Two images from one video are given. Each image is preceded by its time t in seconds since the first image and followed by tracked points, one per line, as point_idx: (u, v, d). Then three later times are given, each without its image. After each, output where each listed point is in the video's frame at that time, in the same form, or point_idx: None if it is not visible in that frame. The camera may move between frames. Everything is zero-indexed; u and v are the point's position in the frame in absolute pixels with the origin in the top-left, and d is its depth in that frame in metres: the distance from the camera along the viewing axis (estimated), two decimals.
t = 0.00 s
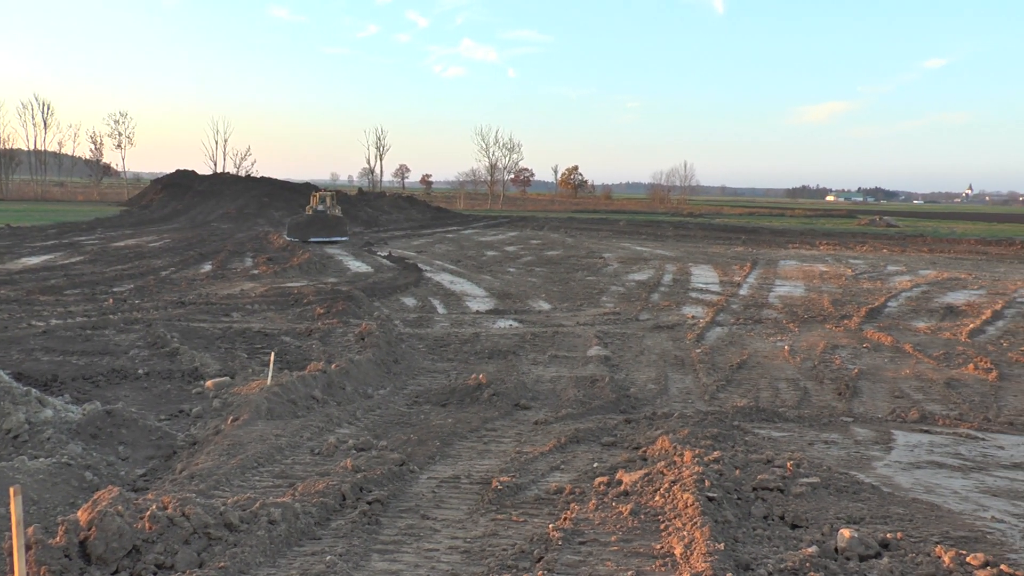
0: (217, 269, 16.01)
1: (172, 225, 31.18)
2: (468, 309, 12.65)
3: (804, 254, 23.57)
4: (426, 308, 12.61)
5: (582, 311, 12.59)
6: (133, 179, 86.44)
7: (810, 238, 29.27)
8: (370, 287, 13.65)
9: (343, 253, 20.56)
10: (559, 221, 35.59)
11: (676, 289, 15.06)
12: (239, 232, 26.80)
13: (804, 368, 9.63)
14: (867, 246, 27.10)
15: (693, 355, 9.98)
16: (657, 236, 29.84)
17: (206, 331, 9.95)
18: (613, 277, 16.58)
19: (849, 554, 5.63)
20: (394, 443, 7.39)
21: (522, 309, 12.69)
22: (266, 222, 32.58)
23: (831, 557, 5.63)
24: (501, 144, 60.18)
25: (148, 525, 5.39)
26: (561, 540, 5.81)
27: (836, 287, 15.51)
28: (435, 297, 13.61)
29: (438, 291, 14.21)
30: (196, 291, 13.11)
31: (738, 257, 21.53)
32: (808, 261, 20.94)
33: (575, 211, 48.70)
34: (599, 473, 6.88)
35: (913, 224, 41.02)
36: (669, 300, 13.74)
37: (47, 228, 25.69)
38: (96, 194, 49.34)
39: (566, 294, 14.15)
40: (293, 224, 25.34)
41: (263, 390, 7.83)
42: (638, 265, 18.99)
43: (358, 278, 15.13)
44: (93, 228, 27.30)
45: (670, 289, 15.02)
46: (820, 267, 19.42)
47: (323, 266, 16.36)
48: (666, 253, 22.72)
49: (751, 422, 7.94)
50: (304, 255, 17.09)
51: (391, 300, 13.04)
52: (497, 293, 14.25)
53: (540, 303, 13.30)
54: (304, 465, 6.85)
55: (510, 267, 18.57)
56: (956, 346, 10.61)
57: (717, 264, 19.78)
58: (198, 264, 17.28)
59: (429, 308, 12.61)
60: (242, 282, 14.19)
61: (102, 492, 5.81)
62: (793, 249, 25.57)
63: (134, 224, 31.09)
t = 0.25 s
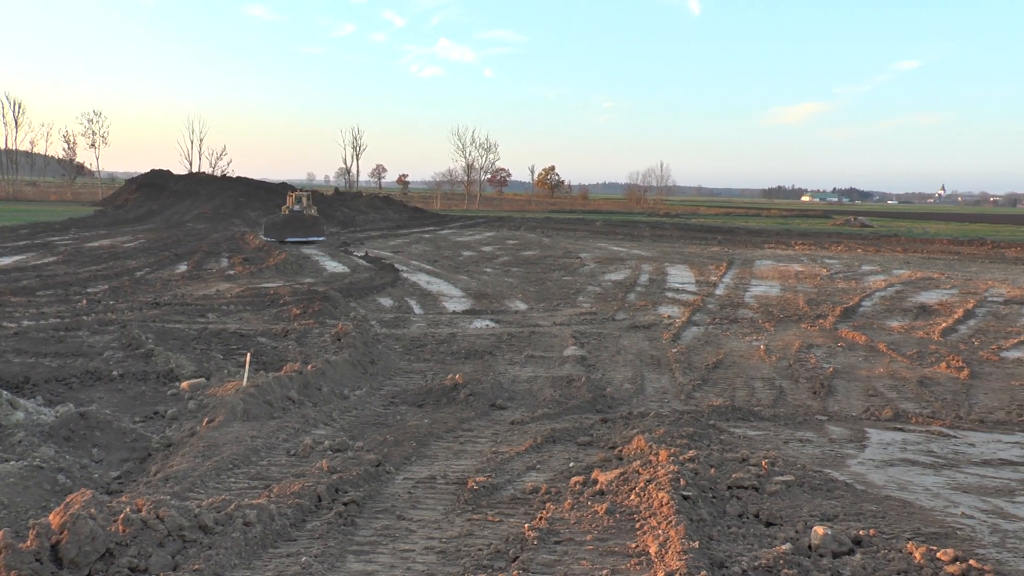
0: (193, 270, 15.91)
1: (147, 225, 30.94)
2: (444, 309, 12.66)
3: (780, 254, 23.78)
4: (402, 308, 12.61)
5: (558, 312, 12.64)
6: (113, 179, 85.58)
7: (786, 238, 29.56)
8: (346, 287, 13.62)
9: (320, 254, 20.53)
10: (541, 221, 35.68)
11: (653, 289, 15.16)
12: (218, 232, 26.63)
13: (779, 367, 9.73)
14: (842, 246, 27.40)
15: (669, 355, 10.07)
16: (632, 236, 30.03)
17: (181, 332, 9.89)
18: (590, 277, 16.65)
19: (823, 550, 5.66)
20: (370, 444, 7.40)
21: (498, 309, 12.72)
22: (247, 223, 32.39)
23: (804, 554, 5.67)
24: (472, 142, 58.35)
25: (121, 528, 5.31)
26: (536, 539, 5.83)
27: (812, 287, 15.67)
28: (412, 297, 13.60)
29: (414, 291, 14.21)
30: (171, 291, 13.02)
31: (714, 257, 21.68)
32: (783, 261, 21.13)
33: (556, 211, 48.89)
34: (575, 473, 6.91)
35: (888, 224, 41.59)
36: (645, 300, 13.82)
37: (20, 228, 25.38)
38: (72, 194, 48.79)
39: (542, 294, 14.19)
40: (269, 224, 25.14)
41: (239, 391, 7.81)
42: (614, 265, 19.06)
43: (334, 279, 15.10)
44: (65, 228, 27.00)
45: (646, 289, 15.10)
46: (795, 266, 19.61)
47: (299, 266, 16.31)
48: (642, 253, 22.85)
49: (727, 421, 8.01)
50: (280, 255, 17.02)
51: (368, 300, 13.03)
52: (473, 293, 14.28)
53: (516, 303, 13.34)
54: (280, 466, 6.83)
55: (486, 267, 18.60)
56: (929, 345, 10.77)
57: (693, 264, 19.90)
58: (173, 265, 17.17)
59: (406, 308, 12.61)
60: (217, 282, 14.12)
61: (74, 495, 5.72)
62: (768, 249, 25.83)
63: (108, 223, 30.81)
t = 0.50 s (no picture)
0: (165, 271, 15.76)
1: (120, 226, 30.60)
2: (418, 310, 12.64)
3: (753, 253, 23.97)
4: (376, 308, 12.58)
5: (532, 311, 12.66)
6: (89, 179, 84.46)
7: (761, 238, 29.81)
8: (320, 287, 13.55)
9: (293, 254, 20.42)
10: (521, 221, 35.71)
11: (626, 288, 15.23)
12: (193, 233, 26.41)
13: (752, 365, 9.82)
14: (815, 246, 27.70)
15: (643, 354, 10.13)
16: (607, 235, 30.17)
17: (153, 333, 9.81)
18: (563, 277, 16.70)
19: (793, 547, 5.72)
20: (343, 444, 7.39)
21: (472, 309, 12.73)
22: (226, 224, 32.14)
23: (776, 551, 5.71)
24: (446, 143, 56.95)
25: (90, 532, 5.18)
26: (509, 539, 5.83)
27: (784, 286, 15.82)
28: (385, 298, 13.55)
29: (388, 292, 14.18)
30: (142, 293, 12.89)
31: (688, 257, 21.81)
32: (757, 260, 21.31)
33: (536, 211, 48.99)
34: (548, 472, 6.92)
35: (861, 223, 42.12)
36: (619, 300, 13.88)
37: None
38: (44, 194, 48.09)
39: (515, 294, 14.20)
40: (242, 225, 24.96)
41: (211, 393, 7.76)
42: (588, 265, 19.12)
43: (307, 279, 15.03)
44: (29, 229, 26.61)
45: (620, 289, 15.16)
46: (769, 266, 19.77)
47: (273, 266, 16.21)
48: (616, 253, 22.95)
49: (700, 420, 8.07)
50: (253, 256, 16.91)
51: (341, 300, 12.99)
52: (447, 293, 14.27)
53: (490, 303, 13.36)
54: (252, 468, 6.79)
55: (461, 267, 18.60)
56: (899, 343, 10.92)
57: (666, 263, 20.01)
58: (145, 266, 17.01)
59: (380, 308, 12.58)
60: (189, 283, 14.01)
61: (41, 500, 5.63)
62: (742, 249, 26.05)
63: (78, 224, 30.44)
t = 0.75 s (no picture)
0: (140, 271, 15.61)
1: (94, 226, 30.26)
2: (395, 309, 12.62)
3: (729, 252, 24.15)
4: (353, 308, 12.54)
5: (508, 311, 12.68)
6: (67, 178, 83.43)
7: (738, 236, 30.06)
8: (296, 287, 13.48)
9: (269, 254, 20.29)
10: (503, 220, 35.75)
11: (603, 287, 15.27)
12: (169, 233, 26.18)
13: (728, 363, 9.90)
14: (790, 244, 27.97)
15: (620, 353, 10.18)
16: (587, 235, 30.23)
17: (128, 334, 9.72)
18: (541, 276, 16.74)
19: (770, 543, 5.75)
20: (321, 445, 7.36)
21: (449, 308, 12.73)
22: (206, 226, 31.89)
23: (752, 547, 5.74)
24: (423, 142, 56.76)
25: (62, 536, 5.12)
26: (486, 538, 5.82)
27: (760, 284, 15.93)
28: (362, 298, 13.50)
29: (365, 291, 14.14)
30: (117, 293, 12.76)
31: (664, 256, 21.94)
32: (732, 259, 21.48)
33: (516, 210, 49.02)
34: (525, 471, 6.93)
35: (836, 223, 42.62)
36: (595, 299, 13.94)
37: None
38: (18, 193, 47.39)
39: (492, 294, 14.22)
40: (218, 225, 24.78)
41: (187, 394, 7.71)
42: (565, 264, 19.17)
43: (284, 279, 14.95)
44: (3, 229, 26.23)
45: (597, 288, 15.22)
46: (745, 264, 19.94)
47: (249, 266, 16.11)
48: (593, 252, 23.03)
49: (677, 418, 8.12)
50: (229, 256, 16.80)
51: (318, 300, 12.93)
52: (423, 293, 14.22)
53: (467, 302, 13.35)
54: (228, 469, 6.75)
55: (437, 266, 18.59)
56: (874, 341, 11.04)
57: (643, 262, 20.12)
58: (120, 266, 16.84)
59: (357, 308, 12.55)
60: (165, 284, 13.89)
61: (12, 504, 5.57)
62: (719, 247, 26.22)
63: (51, 224, 30.05)
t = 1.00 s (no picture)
0: (112, 271, 15.44)
1: (66, 226, 29.85)
2: (371, 309, 12.59)
3: (705, 250, 24.28)
4: (328, 308, 12.49)
5: (484, 309, 12.68)
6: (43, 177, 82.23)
7: (714, 234, 30.25)
8: (271, 287, 13.39)
9: (243, 253, 20.14)
10: (483, 219, 35.76)
11: (579, 285, 15.31)
12: (143, 233, 25.91)
13: (704, 361, 9.97)
14: (765, 242, 28.19)
15: (596, 351, 10.22)
16: (564, 233, 30.30)
17: (101, 336, 9.62)
18: (517, 275, 16.76)
19: (745, 540, 5.77)
20: (296, 446, 7.33)
21: (425, 308, 12.71)
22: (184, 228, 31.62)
23: (727, 544, 5.76)
24: (400, 140, 57.74)
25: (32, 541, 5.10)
26: (461, 538, 5.80)
27: (735, 282, 16.04)
28: (338, 297, 13.45)
29: (340, 291, 14.07)
30: (89, 294, 12.61)
31: (640, 254, 22.02)
32: (708, 257, 21.62)
33: (498, 210, 49.05)
34: (501, 470, 6.93)
35: (811, 220, 43.08)
36: (571, 297, 13.98)
37: None
38: None
39: (468, 293, 14.22)
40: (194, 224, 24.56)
41: (161, 395, 7.64)
42: (541, 263, 19.21)
43: (259, 279, 14.84)
44: None
45: (573, 286, 15.26)
46: (720, 262, 20.07)
47: (224, 267, 15.99)
48: (569, 250, 23.08)
49: (652, 415, 8.16)
50: (204, 255, 16.65)
51: (293, 300, 12.86)
52: (400, 292, 14.19)
53: (443, 301, 13.33)
54: (202, 471, 6.69)
55: (413, 265, 18.55)
56: (848, 337, 11.16)
57: (619, 260, 20.20)
58: (92, 267, 16.63)
59: (332, 307, 12.50)
60: (138, 284, 13.75)
61: None
62: (694, 245, 26.39)
63: (20, 224, 29.62)
